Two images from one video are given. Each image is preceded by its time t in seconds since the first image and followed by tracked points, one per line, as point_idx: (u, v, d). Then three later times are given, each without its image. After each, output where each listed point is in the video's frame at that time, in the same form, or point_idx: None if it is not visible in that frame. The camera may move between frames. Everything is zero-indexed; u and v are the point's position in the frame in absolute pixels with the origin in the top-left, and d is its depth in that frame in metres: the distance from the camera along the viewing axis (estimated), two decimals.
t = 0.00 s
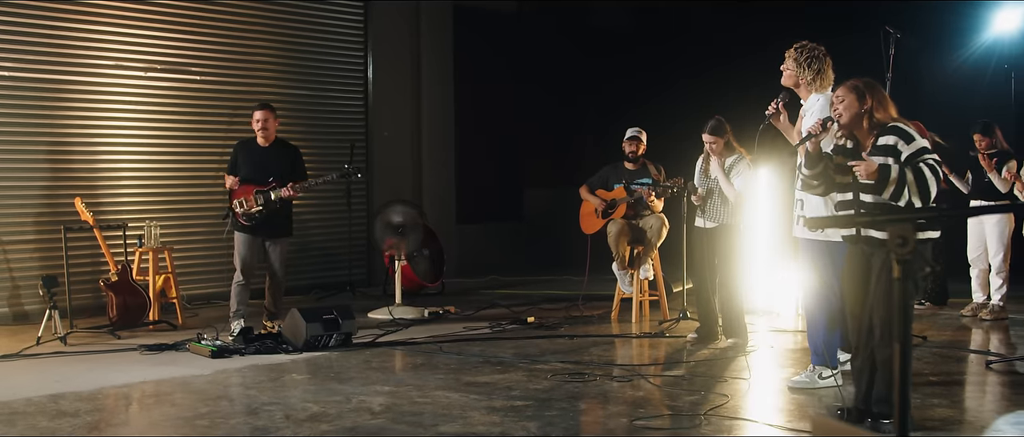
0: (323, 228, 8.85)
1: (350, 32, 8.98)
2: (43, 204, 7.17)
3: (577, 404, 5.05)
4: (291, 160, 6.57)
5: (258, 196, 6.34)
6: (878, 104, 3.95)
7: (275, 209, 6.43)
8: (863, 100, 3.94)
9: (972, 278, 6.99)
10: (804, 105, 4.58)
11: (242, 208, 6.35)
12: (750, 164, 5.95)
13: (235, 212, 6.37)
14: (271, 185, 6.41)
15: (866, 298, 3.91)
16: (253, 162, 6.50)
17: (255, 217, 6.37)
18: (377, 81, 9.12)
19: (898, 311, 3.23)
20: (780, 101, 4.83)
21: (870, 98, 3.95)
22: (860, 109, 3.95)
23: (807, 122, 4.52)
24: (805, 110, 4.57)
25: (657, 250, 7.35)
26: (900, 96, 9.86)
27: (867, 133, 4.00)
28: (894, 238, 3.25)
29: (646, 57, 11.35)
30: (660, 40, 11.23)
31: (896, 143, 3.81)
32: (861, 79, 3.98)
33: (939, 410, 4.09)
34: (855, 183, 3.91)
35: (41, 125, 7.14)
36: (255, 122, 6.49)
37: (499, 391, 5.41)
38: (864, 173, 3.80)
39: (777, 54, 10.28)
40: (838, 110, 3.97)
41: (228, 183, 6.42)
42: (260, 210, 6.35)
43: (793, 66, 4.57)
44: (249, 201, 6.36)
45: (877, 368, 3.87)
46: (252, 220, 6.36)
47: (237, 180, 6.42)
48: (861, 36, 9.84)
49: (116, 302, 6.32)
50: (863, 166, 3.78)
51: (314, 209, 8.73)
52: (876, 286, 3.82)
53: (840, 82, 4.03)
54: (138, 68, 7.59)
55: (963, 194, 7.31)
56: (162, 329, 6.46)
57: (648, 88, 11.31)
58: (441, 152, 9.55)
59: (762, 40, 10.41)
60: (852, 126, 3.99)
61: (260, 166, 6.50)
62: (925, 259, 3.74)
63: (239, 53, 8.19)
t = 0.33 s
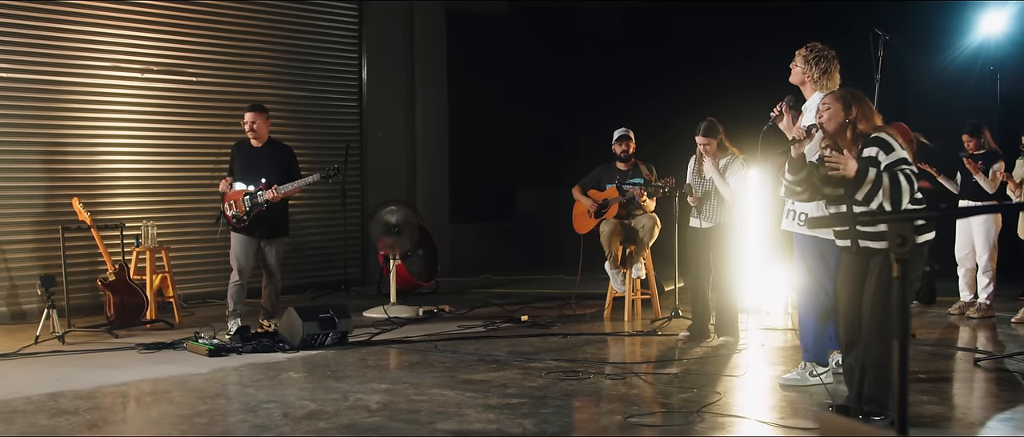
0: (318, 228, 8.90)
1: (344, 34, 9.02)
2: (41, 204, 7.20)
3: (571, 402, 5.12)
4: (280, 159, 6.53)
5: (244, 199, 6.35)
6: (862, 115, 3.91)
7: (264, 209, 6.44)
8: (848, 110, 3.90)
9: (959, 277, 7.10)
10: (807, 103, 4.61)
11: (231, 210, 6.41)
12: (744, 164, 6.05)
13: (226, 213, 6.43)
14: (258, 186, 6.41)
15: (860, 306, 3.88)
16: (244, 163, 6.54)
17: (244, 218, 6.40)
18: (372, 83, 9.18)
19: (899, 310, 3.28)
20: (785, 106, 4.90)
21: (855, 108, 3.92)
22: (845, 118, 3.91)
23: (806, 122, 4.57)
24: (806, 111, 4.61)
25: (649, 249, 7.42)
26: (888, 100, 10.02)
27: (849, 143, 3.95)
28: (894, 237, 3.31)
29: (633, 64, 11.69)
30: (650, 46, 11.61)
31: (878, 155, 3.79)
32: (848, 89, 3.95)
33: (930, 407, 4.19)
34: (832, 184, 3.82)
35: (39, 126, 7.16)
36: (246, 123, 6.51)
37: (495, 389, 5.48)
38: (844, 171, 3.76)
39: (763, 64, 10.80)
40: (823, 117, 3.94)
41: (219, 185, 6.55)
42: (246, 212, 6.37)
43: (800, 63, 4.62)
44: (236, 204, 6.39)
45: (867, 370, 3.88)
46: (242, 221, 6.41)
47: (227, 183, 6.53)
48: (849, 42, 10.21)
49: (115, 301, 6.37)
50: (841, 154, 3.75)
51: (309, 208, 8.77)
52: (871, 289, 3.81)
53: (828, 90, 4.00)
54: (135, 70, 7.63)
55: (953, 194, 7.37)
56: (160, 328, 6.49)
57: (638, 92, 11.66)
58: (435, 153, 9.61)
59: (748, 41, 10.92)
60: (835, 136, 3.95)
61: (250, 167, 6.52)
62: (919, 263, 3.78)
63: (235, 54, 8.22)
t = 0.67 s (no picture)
0: (312, 228, 8.94)
1: (338, 35, 9.10)
2: (36, 205, 7.22)
3: (563, 400, 5.19)
4: (265, 159, 6.62)
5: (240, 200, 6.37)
6: (847, 126, 3.97)
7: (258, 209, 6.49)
8: (833, 119, 3.96)
9: (944, 276, 7.21)
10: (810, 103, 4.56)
11: (224, 214, 6.38)
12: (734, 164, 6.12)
13: (220, 219, 6.39)
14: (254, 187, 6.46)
15: (847, 311, 3.89)
16: (230, 164, 6.52)
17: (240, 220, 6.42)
18: (364, 85, 9.22)
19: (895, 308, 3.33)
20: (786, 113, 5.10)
21: (841, 119, 3.98)
22: (830, 128, 3.97)
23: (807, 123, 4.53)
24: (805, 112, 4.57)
25: (639, 249, 7.50)
26: (874, 100, 10.23)
27: (832, 155, 3.99)
28: (890, 237, 3.37)
29: (633, 64, 11.95)
30: (648, 47, 11.87)
31: (855, 167, 3.87)
32: (832, 99, 4.01)
33: (917, 404, 4.29)
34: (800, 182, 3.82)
35: (34, 127, 7.18)
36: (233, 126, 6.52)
37: (488, 387, 5.54)
38: (813, 177, 3.77)
39: (761, 65, 11.03)
40: (810, 125, 3.98)
41: (208, 192, 6.44)
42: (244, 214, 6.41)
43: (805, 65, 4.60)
44: (232, 206, 6.38)
45: (854, 372, 3.92)
46: (238, 224, 6.42)
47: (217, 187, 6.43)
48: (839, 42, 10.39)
49: (109, 301, 6.40)
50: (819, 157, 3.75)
51: (303, 211, 8.83)
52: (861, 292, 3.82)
53: (813, 99, 4.05)
54: (129, 71, 7.65)
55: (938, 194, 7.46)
56: (154, 327, 6.52)
57: (630, 92, 11.96)
58: (427, 154, 9.67)
59: (746, 42, 11.17)
60: (820, 145, 4.01)
61: (237, 167, 6.53)
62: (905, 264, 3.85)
63: (228, 56, 8.26)
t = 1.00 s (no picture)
0: (302, 229, 8.98)
1: (329, 36, 9.13)
2: (28, 205, 7.24)
3: (554, 399, 5.26)
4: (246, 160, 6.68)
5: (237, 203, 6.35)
6: (833, 135, 4.01)
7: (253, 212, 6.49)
8: (821, 128, 4.00)
9: (927, 276, 7.33)
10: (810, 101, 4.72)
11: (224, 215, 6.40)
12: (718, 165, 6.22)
13: (219, 220, 6.42)
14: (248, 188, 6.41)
15: (829, 313, 3.97)
16: (218, 167, 6.55)
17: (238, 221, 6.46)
18: (355, 88, 9.27)
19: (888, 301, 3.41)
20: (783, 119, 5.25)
21: (828, 128, 4.02)
22: (817, 137, 4.01)
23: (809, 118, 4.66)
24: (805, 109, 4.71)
25: (627, 249, 7.58)
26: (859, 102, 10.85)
27: (818, 162, 4.05)
28: (886, 236, 3.46)
29: (616, 67, 12.30)
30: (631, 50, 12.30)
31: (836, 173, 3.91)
32: (819, 108, 4.05)
33: (902, 402, 4.39)
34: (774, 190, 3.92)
35: (26, 128, 7.21)
36: (223, 128, 6.52)
37: (479, 386, 5.61)
38: (785, 178, 3.87)
39: (738, 70, 11.87)
40: (797, 133, 4.02)
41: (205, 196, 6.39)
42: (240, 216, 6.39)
43: (805, 69, 4.78)
44: (230, 208, 6.40)
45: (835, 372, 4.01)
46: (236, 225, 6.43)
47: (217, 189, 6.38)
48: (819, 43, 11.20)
49: (102, 301, 6.43)
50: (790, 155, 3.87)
51: (294, 209, 8.88)
52: (845, 295, 3.89)
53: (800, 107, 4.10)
54: (122, 73, 7.69)
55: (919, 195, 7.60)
56: (147, 327, 6.55)
57: (613, 95, 12.30)
58: (417, 154, 9.73)
59: (723, 47, 11.97)
60: (805, 154, 4.06)
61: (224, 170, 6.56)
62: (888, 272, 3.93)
63: (220, 58, 8.29)
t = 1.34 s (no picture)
0: (291, 230, 9.01)
1: (318, 39, 9.17)
2: (17, 206, 7.25)
3: (542, 397, 5.33)
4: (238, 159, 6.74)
5: (232, 203, 6.47)
6: (820, 139, 4.09)
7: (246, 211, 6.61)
8: (807, 132, 4.09)
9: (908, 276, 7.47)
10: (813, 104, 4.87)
11: (218, 216, 6.45)
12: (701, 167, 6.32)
13: (213, 220, 6.46)
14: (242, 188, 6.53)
15: (814, 314, 4.05)
16: (211, 168, 6.58)
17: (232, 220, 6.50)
18: (344, 90, 9.32)
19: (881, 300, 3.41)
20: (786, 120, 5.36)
21: (815, 132, 4.10)
22: (804, 141, 4.10)
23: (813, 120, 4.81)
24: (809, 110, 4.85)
25: (613, 249, 7.67)
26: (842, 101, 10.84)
27: (805, 166, 4.14)
28: (877, 238, 3.51)
29: (600, 69, 12.41)
30: (614, 52, 12.40)
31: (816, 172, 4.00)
32: (808, 114, 4.15)
33: (884, 400, 4.49)
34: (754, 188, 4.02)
35: (16, 129, 7.22)
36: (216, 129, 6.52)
37: (468, 385, 5.67)
38: (761, 175, 3.97)
39: (726, 70, 11.95)
40: (784, 137, 4.12)
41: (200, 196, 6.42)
42: (235, 216, 6.50)
43: (810, 70, 4.91)
44: (224, 208, 6.46)
45: (820, 373, 4.08)
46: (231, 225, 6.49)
47: (212, 189, 6.41)
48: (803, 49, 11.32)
49: (92, 301, 6.45)
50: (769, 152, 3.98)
51: (282, 211, 8.90)
52: (831, 295, 3.99)
53: (790, 111, 4.20)
54: (111, 75, 7.70)
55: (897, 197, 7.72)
56: (137, 327, 6.58)
57: (597, 96, 12.41)
58: (404, 155, 9.77)
59: (711, 47, 12.04)
60: (793, 157, 4.15)
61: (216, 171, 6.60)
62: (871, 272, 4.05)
63: (208, 61, 8.31)
